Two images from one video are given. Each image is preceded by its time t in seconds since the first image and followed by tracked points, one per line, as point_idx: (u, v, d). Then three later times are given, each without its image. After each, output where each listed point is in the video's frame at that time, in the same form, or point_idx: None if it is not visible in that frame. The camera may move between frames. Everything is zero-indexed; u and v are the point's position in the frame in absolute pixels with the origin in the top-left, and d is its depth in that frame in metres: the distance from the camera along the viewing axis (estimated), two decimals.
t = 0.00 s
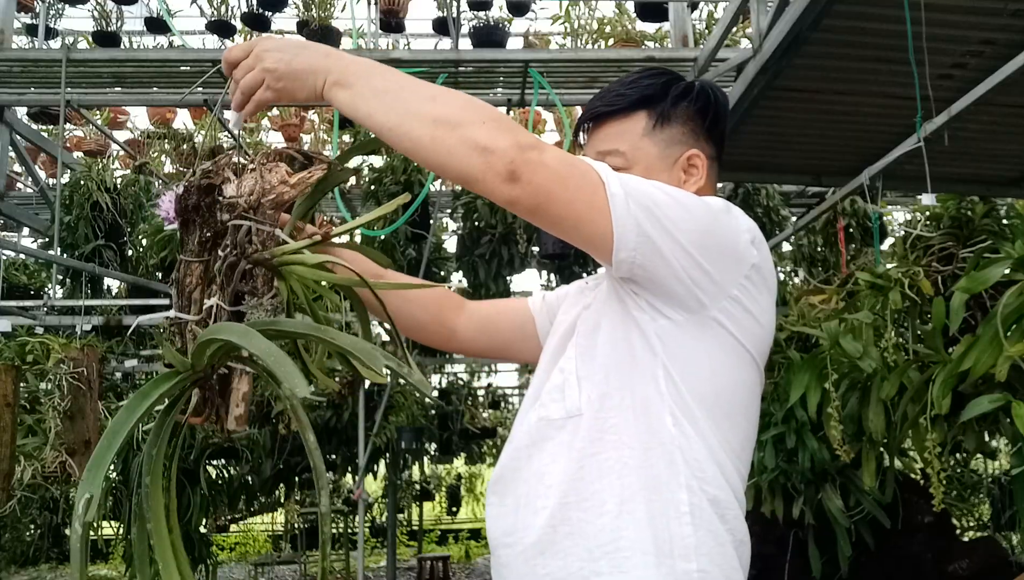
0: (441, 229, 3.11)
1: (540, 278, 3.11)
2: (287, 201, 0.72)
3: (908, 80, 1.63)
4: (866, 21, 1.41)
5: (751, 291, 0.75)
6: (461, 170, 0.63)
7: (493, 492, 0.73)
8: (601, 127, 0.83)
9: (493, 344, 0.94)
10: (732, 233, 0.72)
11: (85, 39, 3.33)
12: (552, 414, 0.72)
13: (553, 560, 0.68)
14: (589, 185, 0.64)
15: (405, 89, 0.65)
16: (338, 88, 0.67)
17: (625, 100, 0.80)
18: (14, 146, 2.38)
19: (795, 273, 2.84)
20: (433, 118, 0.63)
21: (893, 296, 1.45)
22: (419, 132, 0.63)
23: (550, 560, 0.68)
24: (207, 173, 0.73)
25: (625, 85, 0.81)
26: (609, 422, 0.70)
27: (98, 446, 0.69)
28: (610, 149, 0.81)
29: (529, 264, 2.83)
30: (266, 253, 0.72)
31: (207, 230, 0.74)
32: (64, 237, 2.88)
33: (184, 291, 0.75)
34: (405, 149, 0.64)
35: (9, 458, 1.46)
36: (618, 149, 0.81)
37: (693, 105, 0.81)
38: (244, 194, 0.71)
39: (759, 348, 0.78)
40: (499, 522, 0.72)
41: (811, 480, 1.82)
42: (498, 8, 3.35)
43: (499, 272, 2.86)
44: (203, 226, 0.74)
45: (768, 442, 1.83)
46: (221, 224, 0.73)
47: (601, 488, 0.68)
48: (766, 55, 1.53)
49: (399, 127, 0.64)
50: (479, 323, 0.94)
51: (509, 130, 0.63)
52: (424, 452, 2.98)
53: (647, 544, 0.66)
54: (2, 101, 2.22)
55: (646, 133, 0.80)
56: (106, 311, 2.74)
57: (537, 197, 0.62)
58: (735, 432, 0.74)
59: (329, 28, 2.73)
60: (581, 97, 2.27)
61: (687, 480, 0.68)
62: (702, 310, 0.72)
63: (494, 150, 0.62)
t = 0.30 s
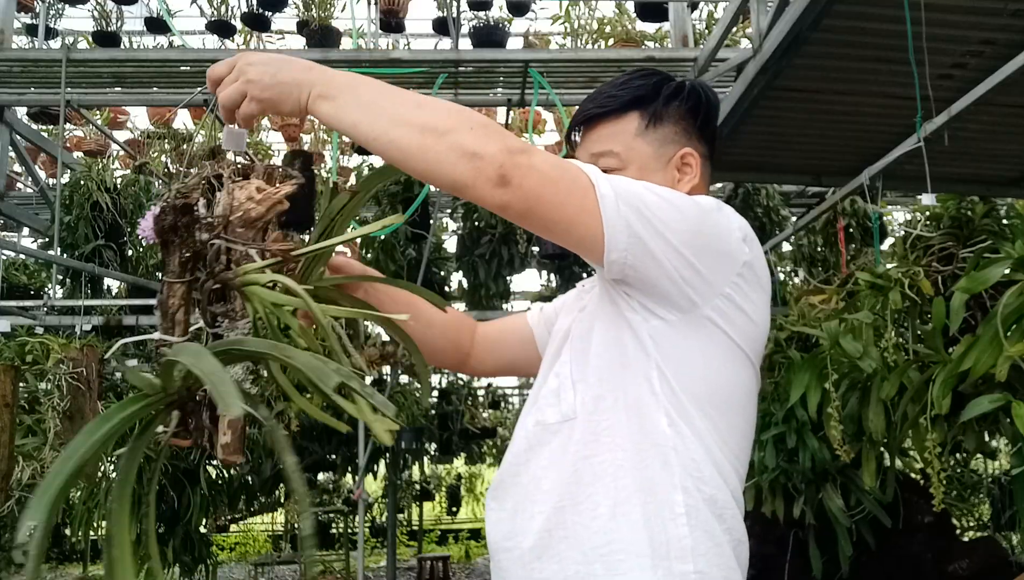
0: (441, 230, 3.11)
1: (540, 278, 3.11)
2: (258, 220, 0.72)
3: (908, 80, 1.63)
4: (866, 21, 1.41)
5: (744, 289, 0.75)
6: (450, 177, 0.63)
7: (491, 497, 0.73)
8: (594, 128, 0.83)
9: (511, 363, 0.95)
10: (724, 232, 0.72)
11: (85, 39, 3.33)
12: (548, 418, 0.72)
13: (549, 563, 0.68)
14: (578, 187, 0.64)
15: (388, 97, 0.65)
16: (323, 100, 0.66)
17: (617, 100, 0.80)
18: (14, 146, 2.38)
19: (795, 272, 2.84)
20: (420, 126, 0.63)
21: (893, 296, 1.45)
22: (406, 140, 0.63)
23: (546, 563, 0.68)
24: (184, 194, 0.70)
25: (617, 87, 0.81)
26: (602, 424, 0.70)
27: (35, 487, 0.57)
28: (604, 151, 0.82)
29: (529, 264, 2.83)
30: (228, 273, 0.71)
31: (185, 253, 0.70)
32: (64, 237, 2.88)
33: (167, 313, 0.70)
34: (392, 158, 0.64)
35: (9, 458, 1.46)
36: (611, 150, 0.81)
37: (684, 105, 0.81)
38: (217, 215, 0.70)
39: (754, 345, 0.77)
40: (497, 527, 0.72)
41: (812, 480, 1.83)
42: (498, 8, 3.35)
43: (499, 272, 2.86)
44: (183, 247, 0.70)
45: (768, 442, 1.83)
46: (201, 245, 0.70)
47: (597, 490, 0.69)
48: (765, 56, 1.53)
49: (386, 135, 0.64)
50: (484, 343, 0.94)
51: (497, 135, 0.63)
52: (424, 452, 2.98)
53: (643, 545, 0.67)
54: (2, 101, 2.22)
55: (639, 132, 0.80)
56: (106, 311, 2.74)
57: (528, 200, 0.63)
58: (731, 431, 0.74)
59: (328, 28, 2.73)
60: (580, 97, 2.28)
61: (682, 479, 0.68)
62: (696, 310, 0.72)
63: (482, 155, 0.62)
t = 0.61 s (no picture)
0: (441, 229, 3.11)
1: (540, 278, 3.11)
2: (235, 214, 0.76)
3: (908, 80, 1.63)
4: (865, 21, 1.41)
5: (746, 285, 0.76)
6: (465, 165, 0.62)
7: (496, 498, 0.74)
8: (591, 127, 0.83)
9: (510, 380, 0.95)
10: (727, 227, 0.72)
11: (85, 39, 3.33)
12: (548, 418, 0.72)
13: (554, 564, 0.69)
14: (592, 179, 0.64)
15: (398, 90, 0.65)
16: (331, 96, 0.66)
17: (613, 98, 0.81)
18: (14, 146, 2.38)
19: (795, 272, 2.83)
20: (434, 115, 0.63)
21: (894, 296, 1.45)
22: (419, 129, 0.63)
23: (551, 563, 0.69)
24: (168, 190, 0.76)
25: (613, 84, 0.81)
26: (606, 422, 0.70)
27: None
28: (600, 147, 0.81)
29: (529, 264, 2.82)
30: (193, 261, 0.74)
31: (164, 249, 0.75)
32: (64, 237, 2.88)
33: (143, 309, 0.76)
34: (405, 150, 0.63)
35: (9, 458, 1.46)
36: (607, 146, 0.80)
37: (679, 105, 0.81)
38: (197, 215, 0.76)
39: (757, 342, 0.77)
40: (502, 529, 0.73)
41: (812, 480, 1.83)
42: (498, 8, 3.34)
43: (499, 272, 2.86)
44: (160, 244, 0.75)
45: (768, 442, 1.83)
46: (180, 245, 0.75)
47: (601, 489, 0.69)
48: (766, 56, 1.53)
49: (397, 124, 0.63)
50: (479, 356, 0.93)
51: (510, 125, 0.63)
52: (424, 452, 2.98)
53: (649, 544, 0.66)
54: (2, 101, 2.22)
55: (634, 129, 0.80)
56: (106, 311, 2.74)
57: (543, 189, 0.62)
58: (735, 427, 0.74)
59: (328, 28, 2.73)
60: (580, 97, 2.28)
61: (687, 477, 0.68)
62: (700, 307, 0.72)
63: (497, 144, 0.62)
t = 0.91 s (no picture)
0: (442, 229, 3.11)
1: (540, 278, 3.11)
2: (252, 202, 0.67)
3: (907, 80, 1.63)
4: (865, 21, 1.41)
5: (755, 278, 0.76)
6: (526, 135, 0.57)
7: (513, 497, 0.73)
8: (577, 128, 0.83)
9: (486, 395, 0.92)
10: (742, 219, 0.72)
11: (85, 40, 3.33)
12: (561, 412, 0.72)
13: (578, 559, 0.68)
14: (643, 156, 0.61)
15: (445, 67, 0.60)
16: (376, 72, 0.61)
17: (602, 101, 0.81)
18: (14, 146, 2.38)
19: (794, 272, 2.83)
20: (489, 86, 0.59)
21: (894, 296, 1.45)
22: (473, 103, 0.58)
23: (573, 558, 0.68)
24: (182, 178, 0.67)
25: (601, 87, 0.82)
26: (627, 414, 0.70)
27: None
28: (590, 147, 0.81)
29: (529, 264, 2.82)
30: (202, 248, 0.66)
31: (181, 240, 0.67)
32: (64, 237, 2.87)
33: (162, 301, 0.67)
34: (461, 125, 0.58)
35: (8, 458, 1.46)
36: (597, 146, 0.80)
37: (665, 110, 0.81)
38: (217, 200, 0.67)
39: (765, 335, 0.78)
40: (518, 525, 0.72)
41: (812, 480, 1.83)
42: (498, 8, 3.34)
43: (499, 272, 2.86)
44: (179, 234, 0.67)
45: (768, 442, 1.83)
46: (200, 237, 0.66)
47: (625, 482, 0.68)
48: (765, 56, 1.53)
49: (450, 98, 0.59)
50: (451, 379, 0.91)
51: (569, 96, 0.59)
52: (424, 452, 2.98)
53: (678, 535, 0.66)
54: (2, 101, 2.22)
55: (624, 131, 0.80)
56: (106, 311, 2.74)
57: (606, 157, 0.58)
58: (746, 418, 0.75)
59: (328, 28, 2.72)
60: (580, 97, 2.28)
61: (710, 467, 0.68)
62: (716, 299, 0.73)
63: (560, 110, 0.57)
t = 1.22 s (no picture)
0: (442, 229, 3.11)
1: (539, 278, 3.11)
2: (275, 207, 0.54)
3: (908, 80, 1.63)
4: (865, 21, 1.41)
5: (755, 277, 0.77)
6: (566, 137, 0.53)
7: (524, 500, 0.73)
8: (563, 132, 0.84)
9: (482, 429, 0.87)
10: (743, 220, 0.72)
11: (85, 39, 3.33)
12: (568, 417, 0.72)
13: (592, 561, 0.69)
14: (667, 158, 0.60)
15: (470, 68, 0.56)
16: (395, 73, 0.56)
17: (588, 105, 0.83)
18: (14, 146, 2.38)
19: (794, 272, 2.83)
20: (523, 88, 0.54)
21: (894, 296, 1.45)
22: (508, 107, 0.53)
23: (588, 560, 0.69)
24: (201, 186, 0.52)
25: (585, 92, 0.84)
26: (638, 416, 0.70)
27: None
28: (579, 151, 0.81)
29: (529, 264, 2.83)
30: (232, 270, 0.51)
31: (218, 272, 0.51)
32: (64, 237, 2.87)
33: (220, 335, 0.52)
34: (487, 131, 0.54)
35: (8, 458, 1.46)
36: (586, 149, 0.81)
37: (646, 117, 0.85)
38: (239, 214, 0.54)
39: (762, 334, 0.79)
40: (530, 528, 0.73)
41: (812, 480, 1.83)
42: (498, 9, 3.34)
43: (499, 272, 2.86)
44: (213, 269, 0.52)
45: (768, 442, 1.83)
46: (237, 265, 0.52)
47: (637, 485, 0.69)
48: (765, 56, 1.53)
49: (484, 101, 0.54)
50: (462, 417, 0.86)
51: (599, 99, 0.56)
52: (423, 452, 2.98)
53: (693, 536, 0.66)
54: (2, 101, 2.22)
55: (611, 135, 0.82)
56: (106, 311, 2.74)
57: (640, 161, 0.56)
58: (749, 417, 0.75)
59: (328, 28, 2.73)
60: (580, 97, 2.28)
61: (720, 467, 0.68)
62: (719, 301, 0.73)
63: (596, 115, 0.54)
